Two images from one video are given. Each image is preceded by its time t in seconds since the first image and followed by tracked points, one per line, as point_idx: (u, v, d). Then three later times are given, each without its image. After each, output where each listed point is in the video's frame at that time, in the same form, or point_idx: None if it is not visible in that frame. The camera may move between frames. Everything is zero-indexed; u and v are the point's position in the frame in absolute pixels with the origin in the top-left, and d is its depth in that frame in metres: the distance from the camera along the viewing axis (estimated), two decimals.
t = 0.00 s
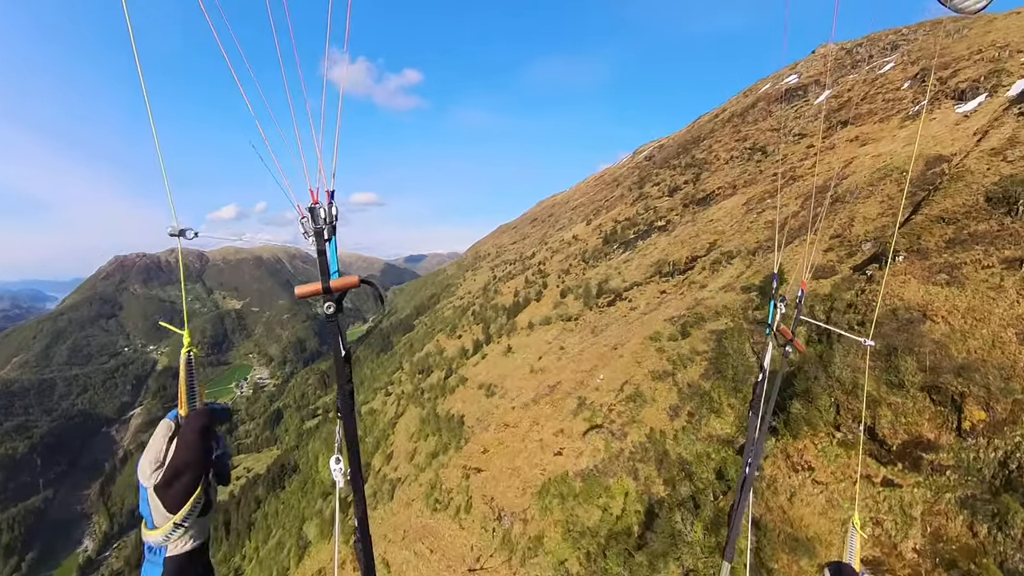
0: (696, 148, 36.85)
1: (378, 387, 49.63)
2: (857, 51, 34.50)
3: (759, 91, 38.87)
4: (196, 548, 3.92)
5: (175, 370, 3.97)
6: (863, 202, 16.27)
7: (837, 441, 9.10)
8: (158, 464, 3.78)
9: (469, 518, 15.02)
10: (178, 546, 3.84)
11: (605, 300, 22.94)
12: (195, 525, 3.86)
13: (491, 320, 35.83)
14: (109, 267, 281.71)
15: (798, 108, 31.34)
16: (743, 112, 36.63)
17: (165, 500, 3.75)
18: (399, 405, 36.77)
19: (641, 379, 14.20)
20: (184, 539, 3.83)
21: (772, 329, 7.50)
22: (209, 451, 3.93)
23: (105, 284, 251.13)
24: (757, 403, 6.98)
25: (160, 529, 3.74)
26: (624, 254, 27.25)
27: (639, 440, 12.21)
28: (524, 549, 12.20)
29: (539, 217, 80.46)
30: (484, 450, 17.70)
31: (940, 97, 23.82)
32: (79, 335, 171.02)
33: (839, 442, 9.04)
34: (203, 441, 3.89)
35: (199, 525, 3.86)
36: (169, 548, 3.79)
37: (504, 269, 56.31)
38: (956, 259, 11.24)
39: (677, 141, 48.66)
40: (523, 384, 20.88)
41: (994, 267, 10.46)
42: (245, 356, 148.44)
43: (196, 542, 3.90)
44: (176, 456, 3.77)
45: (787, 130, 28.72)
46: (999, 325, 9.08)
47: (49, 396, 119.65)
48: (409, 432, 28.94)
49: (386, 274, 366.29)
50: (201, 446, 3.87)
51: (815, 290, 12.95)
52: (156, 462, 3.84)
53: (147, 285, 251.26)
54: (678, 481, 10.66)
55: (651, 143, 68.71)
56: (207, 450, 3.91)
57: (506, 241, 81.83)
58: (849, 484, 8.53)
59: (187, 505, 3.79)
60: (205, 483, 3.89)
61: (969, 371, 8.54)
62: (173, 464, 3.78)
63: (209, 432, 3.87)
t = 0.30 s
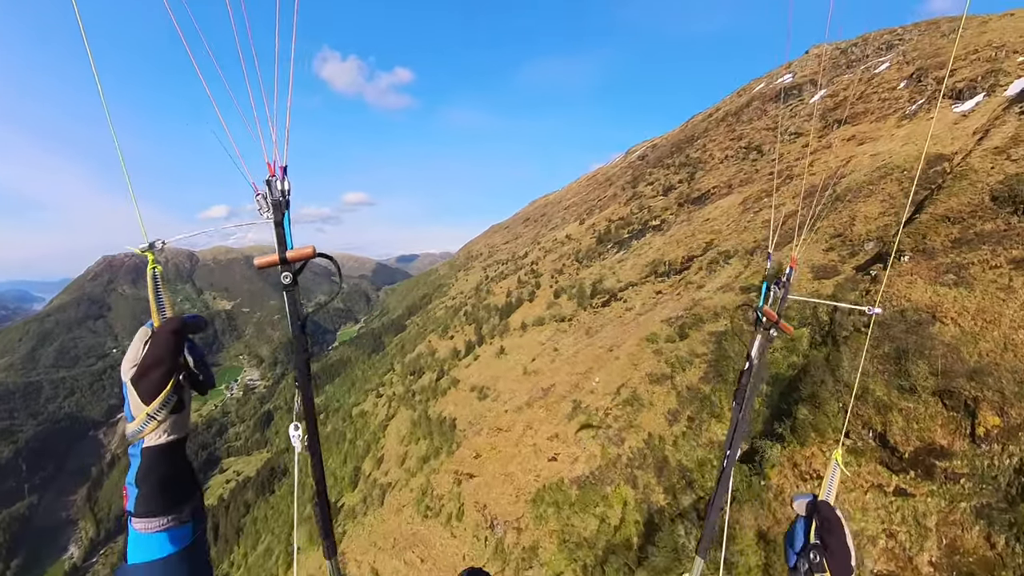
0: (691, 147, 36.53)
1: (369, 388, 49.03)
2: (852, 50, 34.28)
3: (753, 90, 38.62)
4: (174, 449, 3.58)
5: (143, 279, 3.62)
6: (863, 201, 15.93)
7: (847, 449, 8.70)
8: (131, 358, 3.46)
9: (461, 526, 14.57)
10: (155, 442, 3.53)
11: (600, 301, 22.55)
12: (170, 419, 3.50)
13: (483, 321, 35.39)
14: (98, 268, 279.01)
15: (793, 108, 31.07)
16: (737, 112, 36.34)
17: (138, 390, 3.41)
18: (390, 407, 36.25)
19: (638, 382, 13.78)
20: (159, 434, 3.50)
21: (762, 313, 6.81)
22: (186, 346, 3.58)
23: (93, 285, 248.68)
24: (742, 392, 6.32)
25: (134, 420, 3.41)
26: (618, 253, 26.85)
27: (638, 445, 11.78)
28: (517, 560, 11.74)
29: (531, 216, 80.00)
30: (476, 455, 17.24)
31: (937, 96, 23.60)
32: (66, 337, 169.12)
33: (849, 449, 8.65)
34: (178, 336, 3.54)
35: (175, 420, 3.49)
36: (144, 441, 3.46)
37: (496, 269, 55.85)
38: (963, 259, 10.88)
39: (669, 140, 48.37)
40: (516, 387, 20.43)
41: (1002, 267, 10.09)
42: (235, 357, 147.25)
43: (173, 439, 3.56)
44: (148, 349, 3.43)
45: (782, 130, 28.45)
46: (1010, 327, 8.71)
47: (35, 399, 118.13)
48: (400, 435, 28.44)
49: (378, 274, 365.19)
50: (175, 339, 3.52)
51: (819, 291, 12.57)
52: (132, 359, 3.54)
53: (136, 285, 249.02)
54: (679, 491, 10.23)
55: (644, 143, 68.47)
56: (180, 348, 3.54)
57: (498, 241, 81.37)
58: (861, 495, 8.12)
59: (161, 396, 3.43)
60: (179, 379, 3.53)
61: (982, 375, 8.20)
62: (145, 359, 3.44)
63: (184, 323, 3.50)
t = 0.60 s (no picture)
0: (687, 146, 36.15)
1: (363, 390, 48.44)
2: (849, 49, 33.98)
3: (750, 89, 38.26)
4: (140, 502, 4.15)
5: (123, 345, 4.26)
6: (866, 201, 15.57)
7: (860, 457, 8.31)
8: (100, 424, 4.02)
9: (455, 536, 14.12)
10: (121, 499, 4.08)
11: (596, 301, 22.12)
12: (135, 478, 4.06)
13: (477, 322, 34.91)
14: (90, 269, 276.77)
15: (790, 106, 30.73)
16: (734, 110, 35.98)
17: (106, 453, 3.98)
18: (383, 410, 35.70)
19: (637, 386, 13.37)
20: (125, 491, 4.06)
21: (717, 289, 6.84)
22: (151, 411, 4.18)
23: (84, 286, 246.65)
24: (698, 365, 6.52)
25: (101, 481, 3.94)
26: (615, 253, 26.44)
27: (639, 453, 11.39)
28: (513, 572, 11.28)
29: (526, 216, 79.51)
30: (471, 461, 16.78)
31: (937, 94, 23.28)
32: (57, 340, 167.47)
33: (862, 458, 8.26)
34: (142, 406, 4.10)
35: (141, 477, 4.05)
36: (111, 500, 4.03)
37: (491, 269, 55.33)
38: (974, 259, 10.49)
39: (665, 139, 47.98)
40: (511, 390, 20.00)
41: (1016, 267, 9.70)
42: (228, 359, 146.16)
43: (138, 495, 4.13)
44: (118, 415, 4.03)
45: (780, 128, 28.10)
46: None
47: (25, 403, 116.78)
48: (393, 439, 27.93)
49: (371, 275, 363.97)
50: (142, 404, 4.12)
51: (825, 292, 12.19)
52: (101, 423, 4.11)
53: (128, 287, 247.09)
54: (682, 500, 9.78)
55: (638, 143, 68.17)
56: (144, 415, 4.12)
57: (492, 240, 80.86)
58: (875, 507, 7.72)
59: (127, 458, 3.99)
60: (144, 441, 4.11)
61: (1001, 380, 7.80)
62: (114, 424, 4.02)
63: (150, 391, 4.11)
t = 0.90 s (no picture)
0: (685, 145, 35.74)
1: (357, 392, 47.90)
2: (849, 47, 33.64)
3: (748, 87, 37.91)
4: (146, 526, 4.18)
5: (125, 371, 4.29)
6: (873, 200, 15.20)
7: (877, 470, 7.88)
8: (106, 450, 4.07)
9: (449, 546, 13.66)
10: (127, 524, 4.09)
11: (594, 302, 21.69)
12: (144, 499, 4.11)
13: (473, 323, 34.41)
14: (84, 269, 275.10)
15: (790, 104, 30.37)
16: (732, 109, 35.59)
17: (113, 480, 4.01)
18: (378, 413, 35.18)
19: (638, 391, 12.94)
20: (132, 515, 4.08)
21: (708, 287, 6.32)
22: (155, 436, 4.26)
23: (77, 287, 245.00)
24: (691, 360, 6.07)
25: (109, 507, 3.97)
26: (613, 253, 26.01)
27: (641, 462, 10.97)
28: None
29: (522, 216, 79.14)
30: (466, 467, 16.30)
31: (941, 92, 22.93)
32: (50, 341, 166.23)
33: (880, 471, 7.83)
34: (147, 430, 4.17)
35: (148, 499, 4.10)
36: (119, 525, 4.03)
37: (486, 269, 54.88)
38: (990, 260, 10.08)
39: (662, 138, 47.59)
40: (507, 394, 19.53)
41: None
42: (223, 360, 145.30)
43: (144, 518, 4.16)
44: (123, 440, 4.09)
45: (780, 126, 27.72)
46: None
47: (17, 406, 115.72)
48: (387, 443, 27.45)
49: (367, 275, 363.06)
50: (146, 429, 4.20)
51: (833, 295, 11.78)
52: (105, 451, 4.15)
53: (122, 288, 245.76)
54: (687, 511, 9.29)
55: (635, 142, 67.80)
56: (150, 439, 4.19)
57: (488, 240, 80.41)
58: (895, 524, 7.28)
59: (133, 484, 4.03)
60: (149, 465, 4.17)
61: None
62: (120, 449, 4.08)
63: (153, 415, 4.20)
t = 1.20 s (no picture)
0: (684, 144, 35.30)
1: (352, 394, 47.33)
2: (849, 45, 33.27)
3: (748, 85, 37.52)
4: (140, 552, 4.30)
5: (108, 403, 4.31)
6: (881, 199, 14.80)
7: (897, 485, 7.43)
8: (92, 484, 4.12)
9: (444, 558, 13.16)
10: (118, 554, 4.22)
11: (593, 304, 21.22)
12: (135, 529, 4.22)
13: (469, 324, 33.93)
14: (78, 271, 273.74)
15: (791, 102, 29.98)
16: (732, 107, 35.17)
17: (100, 515, 4.07)
18: (372, 415, 34.65)
19: (640, 397, 12.45)
20: (122, 545, 4.19)
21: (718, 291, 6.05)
22: (143, 466, 4.30)
23: (72, 287, 244.07)
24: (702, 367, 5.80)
25: (96, 544, 4.05)
26: (611, 253, 25.55)
27: (645, 473, 10.51)
28: None
29: (518, 216, 78.67)
30: (462, 475, 15.78)
31: (945, 90, 22.58)
32: (44, 343, 165.07)
33: (900, 486, 7.38)
34: (131, 463, 4.19)
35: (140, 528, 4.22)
36: (108, 558, 4.15)
37: (483, 269, 54.35)
38: (1010, 262, 9.68)
39: (660, 137, 47.19)
40: (503, 398, 19.04)
41: None
42: (218, 361, 144.49)
43: (138, 546, 4.29)
44: (108, 475, 4.12)
45: (781, 125, 27.32)
46: None
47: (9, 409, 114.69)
48: (381, 448, 26.92)
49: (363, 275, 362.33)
50: (130, 463, 4.21)
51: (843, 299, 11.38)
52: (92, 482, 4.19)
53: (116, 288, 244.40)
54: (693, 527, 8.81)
55: (632, 142, 67.40)
56: (134, 472, 4.22)
57: (485, 240, 79.99)
58: (917, 544, 6.81)
59: (121, 518, 4.12)
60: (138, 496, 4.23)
61: None
62: (106, 483, 4.13)
63: (137, 447, 4.24)
